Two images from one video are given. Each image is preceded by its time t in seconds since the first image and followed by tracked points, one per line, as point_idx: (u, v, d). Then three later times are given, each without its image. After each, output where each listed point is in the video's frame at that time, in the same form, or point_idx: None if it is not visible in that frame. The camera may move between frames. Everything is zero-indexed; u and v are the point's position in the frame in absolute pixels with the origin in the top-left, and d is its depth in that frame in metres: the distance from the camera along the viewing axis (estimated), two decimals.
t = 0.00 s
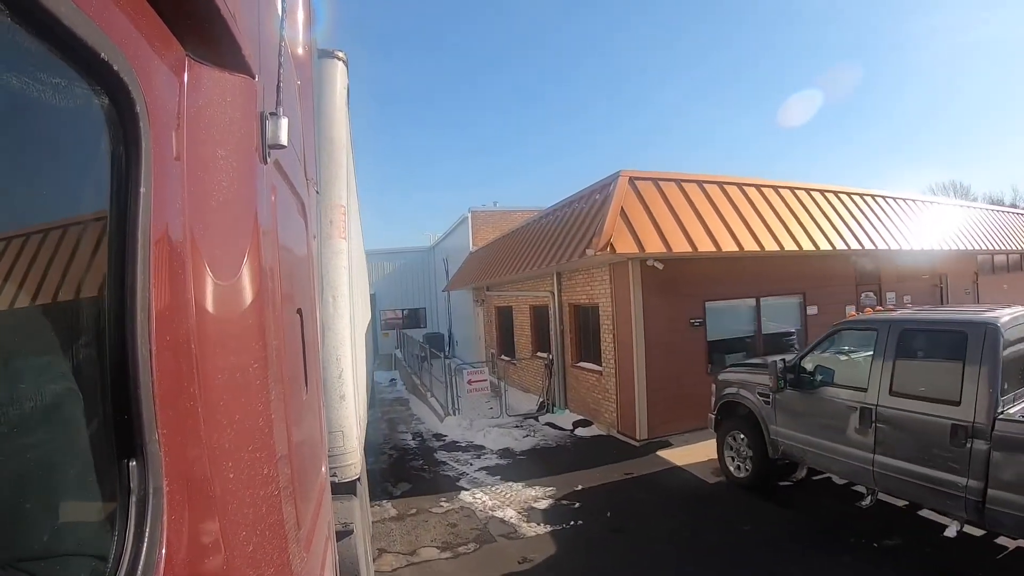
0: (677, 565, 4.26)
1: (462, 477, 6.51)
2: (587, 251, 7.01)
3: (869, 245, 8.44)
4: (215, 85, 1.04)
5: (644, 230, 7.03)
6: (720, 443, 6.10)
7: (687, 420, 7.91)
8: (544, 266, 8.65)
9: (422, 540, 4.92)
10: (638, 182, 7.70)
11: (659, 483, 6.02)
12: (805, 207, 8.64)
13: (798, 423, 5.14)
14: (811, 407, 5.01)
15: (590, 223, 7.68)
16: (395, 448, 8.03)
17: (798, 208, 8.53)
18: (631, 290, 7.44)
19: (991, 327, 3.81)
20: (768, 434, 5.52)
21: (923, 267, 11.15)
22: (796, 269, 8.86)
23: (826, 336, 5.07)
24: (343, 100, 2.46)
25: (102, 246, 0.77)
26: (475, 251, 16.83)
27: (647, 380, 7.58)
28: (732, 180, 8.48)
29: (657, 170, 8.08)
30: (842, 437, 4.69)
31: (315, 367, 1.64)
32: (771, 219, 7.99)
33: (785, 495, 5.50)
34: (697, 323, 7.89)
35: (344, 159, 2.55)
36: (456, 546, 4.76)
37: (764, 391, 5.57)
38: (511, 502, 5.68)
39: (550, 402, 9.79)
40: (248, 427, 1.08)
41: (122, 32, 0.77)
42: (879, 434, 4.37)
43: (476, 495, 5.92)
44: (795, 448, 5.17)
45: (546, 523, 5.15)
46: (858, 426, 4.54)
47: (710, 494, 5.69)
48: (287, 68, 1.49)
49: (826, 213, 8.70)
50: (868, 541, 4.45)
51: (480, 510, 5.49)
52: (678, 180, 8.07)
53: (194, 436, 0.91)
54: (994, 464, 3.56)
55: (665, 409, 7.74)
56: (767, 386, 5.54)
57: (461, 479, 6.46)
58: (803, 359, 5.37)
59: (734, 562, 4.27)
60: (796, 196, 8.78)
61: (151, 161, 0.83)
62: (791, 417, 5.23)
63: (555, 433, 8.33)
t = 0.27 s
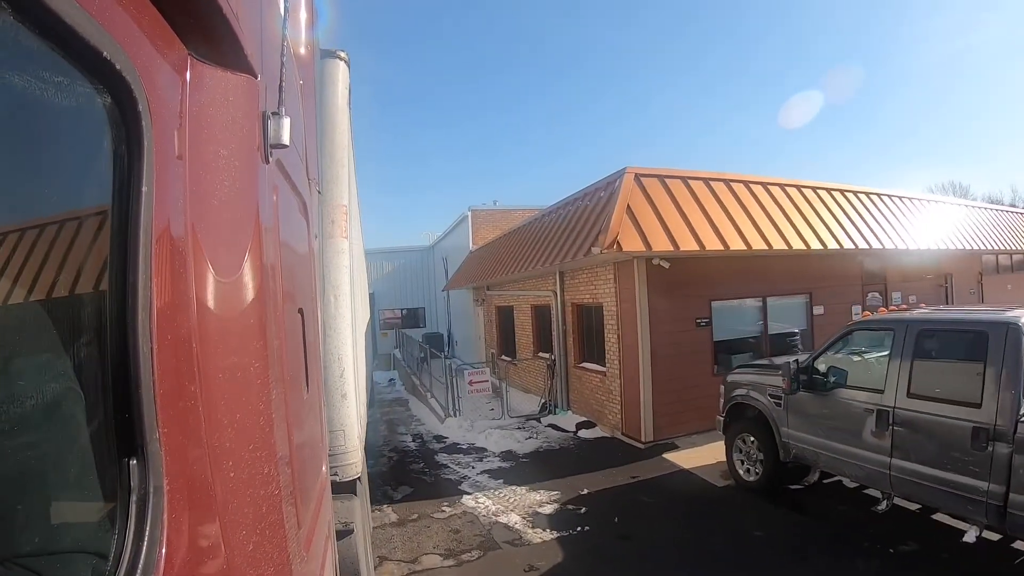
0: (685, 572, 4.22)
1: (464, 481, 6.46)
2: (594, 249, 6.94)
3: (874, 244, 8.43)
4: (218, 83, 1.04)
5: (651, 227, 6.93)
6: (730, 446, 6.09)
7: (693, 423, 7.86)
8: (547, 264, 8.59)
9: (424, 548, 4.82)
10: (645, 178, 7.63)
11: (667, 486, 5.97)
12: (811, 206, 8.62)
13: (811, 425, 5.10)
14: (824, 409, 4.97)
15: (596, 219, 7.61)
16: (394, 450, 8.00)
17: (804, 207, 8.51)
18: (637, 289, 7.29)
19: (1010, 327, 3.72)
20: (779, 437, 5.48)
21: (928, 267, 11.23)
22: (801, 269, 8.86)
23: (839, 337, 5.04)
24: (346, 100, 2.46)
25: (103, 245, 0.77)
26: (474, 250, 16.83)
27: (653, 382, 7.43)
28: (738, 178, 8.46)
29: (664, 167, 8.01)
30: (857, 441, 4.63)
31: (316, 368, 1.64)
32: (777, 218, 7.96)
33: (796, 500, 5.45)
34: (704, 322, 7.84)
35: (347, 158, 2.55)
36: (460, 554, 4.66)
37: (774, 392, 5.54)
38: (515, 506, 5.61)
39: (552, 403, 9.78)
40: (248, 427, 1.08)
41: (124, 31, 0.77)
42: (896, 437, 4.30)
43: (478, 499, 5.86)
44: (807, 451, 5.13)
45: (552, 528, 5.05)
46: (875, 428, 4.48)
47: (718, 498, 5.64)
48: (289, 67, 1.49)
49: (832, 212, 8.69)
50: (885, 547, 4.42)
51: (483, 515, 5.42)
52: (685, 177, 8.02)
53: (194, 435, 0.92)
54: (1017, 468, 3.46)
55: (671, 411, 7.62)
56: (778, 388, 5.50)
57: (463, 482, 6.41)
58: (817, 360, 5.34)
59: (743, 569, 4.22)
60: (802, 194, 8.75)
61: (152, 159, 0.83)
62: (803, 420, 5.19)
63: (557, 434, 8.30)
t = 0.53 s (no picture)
0: None
1: (466, 484, 6.43)
2: (599, 248, 6.91)
3: (879, 243, 8.44)
4: (218, 84, 1.04)
5: (656, 226, 6.92)
6: (737, 448, 6.05)
7: (696, 425, 7.87)
8: (549, 263, 8.54)
9: (428, 554, 4.79)
10: (649, 176, 7.61)
11: (674, 490, 5.94)
12: (817, 205, 8.61)
13: (821, 428, 5.07)
14: (836, 411, 4.93)
15: (600, 217, 7.59)
16: (394, 453, 7.97)
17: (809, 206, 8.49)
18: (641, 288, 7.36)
19: None
20: (790, 439, 5.43)
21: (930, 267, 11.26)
22: (806, 269, 8.85)
23: (851, 337, 5.03)
24: (348, 101, 2.45)
25: (103, 246, 0.78)
26: (473, 250, 16.82)
27: (657, 383, 7.50)
28: (743, 177, 8.44)
29: (668, 165, 7.97)
30: (871, 443, 4.59)
31: (316, 368, 1.64)
32: (784, 217, 7.96)
33: (805, 504, 5.42)
34: (708, 323, 7.85)
35: (349, 158, 2.55)
36: (464, 561, 4.62)
37: (785, 394, 5.50)
38: (520, 511, 5.57)
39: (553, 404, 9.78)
40: (249, 427, 1.08)
41: (125, 32, 0.77)
42: (911, 439, 4.26)
43: (482, 503, 5.83)
44: (818, 454, 5.10)
45: (559, 534, 5.02)
46: (889, 431, 4.43)
47: (726, 501, 5.61)
48: (289, 68, 1.49)
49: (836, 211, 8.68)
50: (899, 552, 4.40)
51: (487, 521, 5.37)
52: (690, 175, 7.99)
53: (194, 435, 0.92)
54: None
55: (675, 413, 7.67)
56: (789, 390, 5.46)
57: (465, 486, 6.39)
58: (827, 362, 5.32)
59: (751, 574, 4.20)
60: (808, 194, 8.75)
61: (153, 160, 0.83)
62: (815, 422, 5.15)
63: (560, 437, 8.28)
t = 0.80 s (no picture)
0: None
1: (468, 488, 6.42)
2: (604, 247, 6.88)
3: (882, 243, 8.45)
4: (218, 84, 1.04)
5: (661, 225, 6.90)
6: (744, 451, 6.04)
7: (699, 427, 7.85)
8: (550, 263, 8.50)
9: (431, 560, 4.77)
10: (653, 175, 7.60)
11: (681, 494, 5.92)
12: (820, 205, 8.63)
13: (830, 431, 5.06)
14: (846, 413, 4.92)
15: (603, 215, 7.57)
16: (393, 455, 7.96)
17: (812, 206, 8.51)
18: (645, 289, 7.35)
19: None
20: (798, 441, 5.42)
21: (932, 268, 11.29)
22: (809, 269, 8.87)
23: (861, 339, 4.95)
24: (350, 102, 2.45)
25: (104, 246, 0.78)
26: (471, 250, 16.82)
27: (661, 385, 7.48)
28: (745, 176, 8.43)
29: (670, 164, 7.95)
30: (882, 447, 4.57)
31: (318, 369, 1.64)
32: (788, 217, 7.98)
33: (814, 508, 5.40)
34: (712, 324, 7.84)
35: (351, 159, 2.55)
36: (468, 568, 4.59)
37: (793, 396, 5.48)
38: (523, 516, 5.55)
39: (554, 405, 9.78)
40: (250, 428, 1.08)
41: (125, 33, 0.77)
42: (924, 442, 4.24)
43: (485, 508, 5.81)
44: (828, 456, 5.08)
45: (565, 540, 4.99)
46: (901, 434, 4.41)
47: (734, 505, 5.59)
48: (290, 69, 1.49)
49: (838, 211, 8.68)
50: (912, 557, 4.38)
51: (490, 526, 5.35)
52: (693, 174, 7.98)
53: (195, 435, 0.91)
54: None
55: (678, 415, 7.66)
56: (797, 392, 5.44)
57: (467, 490, 6.37)
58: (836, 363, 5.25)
59: None
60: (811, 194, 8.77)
61: (153, 161, 0.83)
62: (824, 424, 5.13)
63: (561, 439, 8.28)
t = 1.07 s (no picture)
0: None
1: (467, 492, 6.40)
2: (607, 246, 6.86)
3: (883, 245, 8.48)
4: (218, 84, 1.04)
5: (664, 225, 6.88)
6: (750, 454, 6.03)
7: (701, 429, 7.84)
8: (551, 263, 8.46)
9: (432, 565, 4.75)
10: (656, 174, 7.59)
11: (686, 498, 5.90)
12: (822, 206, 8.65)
13: (838, 433, 5.05)
14: (855, 415, 4.90)
15: (606, 214, 7.56)
16: (391, 458, 7.95)
17: (814, 206, 8.52)
18: (647, 289, 7.31)
19: None
20: (805, 443, 5.40)
21: (932, 269, 11.33)
22: (811, 270, 8.88)
23: (870, 341, 4.92)
24: (351, 103, 2.45)
25: (102, 243, 0.78)
26: (468, 250, 16.81)
27: (663, 387, 7.46)
28: (747, 176, 8.43)
29: (672, 163, 7.94)
30: (892, 450, 4.55)
31: (317, 368, 1.64)
32: (791, 217, 7.99)
33: (820, 512, 5.40)
34: (715, 324, 7.83)
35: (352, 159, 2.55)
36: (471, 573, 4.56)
37: (800, 398, 5.46)
38: (526, 520, 5.53)
39: (553, 406, 9.78)
40: (249, 427, 1.08)
41: (126, 33, 0.78)
42: (935, 445, 4.22)
43: (485, 512, 5.79)
44: (836, 459, 5.06)
45: (570, 545, 4.96)
46: (912, 436, 4.39)
47: (740, 509, 5.58)
48: (290, 69, 1.49)
49: (839, 212, 8.70)
50: (922, 561, 4.38)
51: (491, 531, 5.33)
52: (696, 173, 7.97)
53: (195, 434, 0.92)
54: None
55: (681, 416, 7.64)
56: (805, 394, 5.41)
57: (467, 493, 6.35)
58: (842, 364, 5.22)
59: None
60: (813, 194, 8.80)
61: (153, 161, 0.82)
62: (832, 426, 5.11)
63: (562, 441, 8.27)
